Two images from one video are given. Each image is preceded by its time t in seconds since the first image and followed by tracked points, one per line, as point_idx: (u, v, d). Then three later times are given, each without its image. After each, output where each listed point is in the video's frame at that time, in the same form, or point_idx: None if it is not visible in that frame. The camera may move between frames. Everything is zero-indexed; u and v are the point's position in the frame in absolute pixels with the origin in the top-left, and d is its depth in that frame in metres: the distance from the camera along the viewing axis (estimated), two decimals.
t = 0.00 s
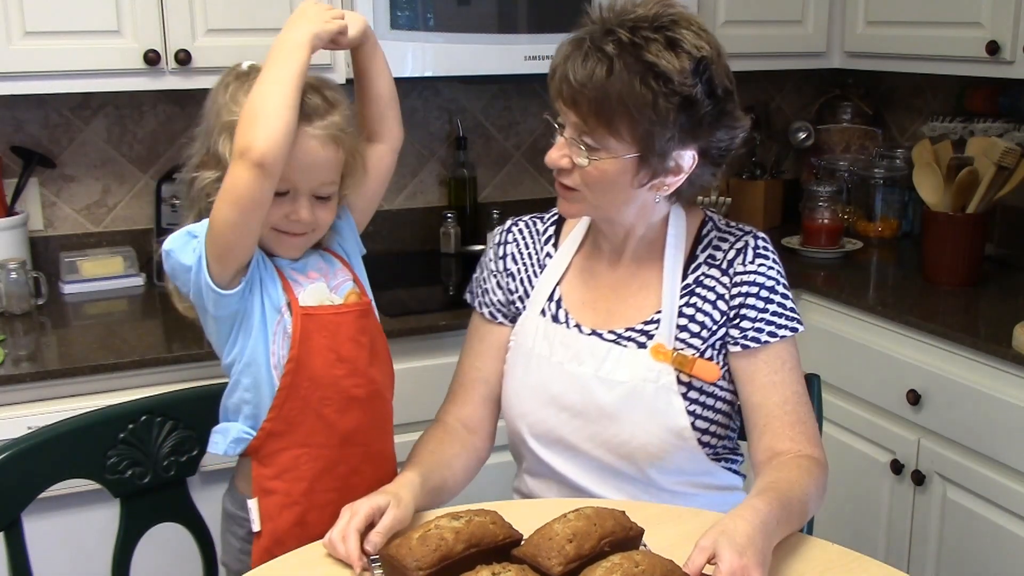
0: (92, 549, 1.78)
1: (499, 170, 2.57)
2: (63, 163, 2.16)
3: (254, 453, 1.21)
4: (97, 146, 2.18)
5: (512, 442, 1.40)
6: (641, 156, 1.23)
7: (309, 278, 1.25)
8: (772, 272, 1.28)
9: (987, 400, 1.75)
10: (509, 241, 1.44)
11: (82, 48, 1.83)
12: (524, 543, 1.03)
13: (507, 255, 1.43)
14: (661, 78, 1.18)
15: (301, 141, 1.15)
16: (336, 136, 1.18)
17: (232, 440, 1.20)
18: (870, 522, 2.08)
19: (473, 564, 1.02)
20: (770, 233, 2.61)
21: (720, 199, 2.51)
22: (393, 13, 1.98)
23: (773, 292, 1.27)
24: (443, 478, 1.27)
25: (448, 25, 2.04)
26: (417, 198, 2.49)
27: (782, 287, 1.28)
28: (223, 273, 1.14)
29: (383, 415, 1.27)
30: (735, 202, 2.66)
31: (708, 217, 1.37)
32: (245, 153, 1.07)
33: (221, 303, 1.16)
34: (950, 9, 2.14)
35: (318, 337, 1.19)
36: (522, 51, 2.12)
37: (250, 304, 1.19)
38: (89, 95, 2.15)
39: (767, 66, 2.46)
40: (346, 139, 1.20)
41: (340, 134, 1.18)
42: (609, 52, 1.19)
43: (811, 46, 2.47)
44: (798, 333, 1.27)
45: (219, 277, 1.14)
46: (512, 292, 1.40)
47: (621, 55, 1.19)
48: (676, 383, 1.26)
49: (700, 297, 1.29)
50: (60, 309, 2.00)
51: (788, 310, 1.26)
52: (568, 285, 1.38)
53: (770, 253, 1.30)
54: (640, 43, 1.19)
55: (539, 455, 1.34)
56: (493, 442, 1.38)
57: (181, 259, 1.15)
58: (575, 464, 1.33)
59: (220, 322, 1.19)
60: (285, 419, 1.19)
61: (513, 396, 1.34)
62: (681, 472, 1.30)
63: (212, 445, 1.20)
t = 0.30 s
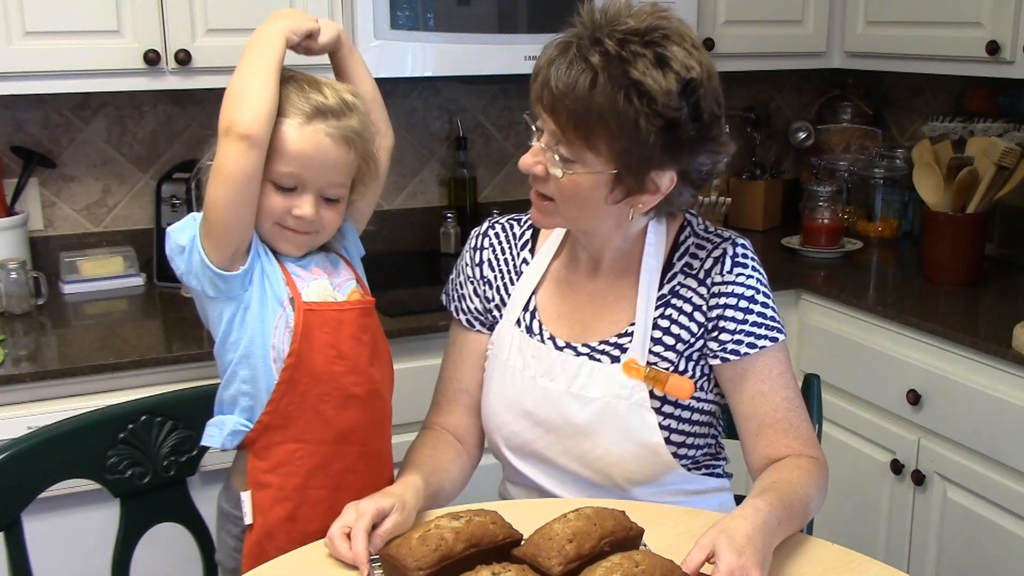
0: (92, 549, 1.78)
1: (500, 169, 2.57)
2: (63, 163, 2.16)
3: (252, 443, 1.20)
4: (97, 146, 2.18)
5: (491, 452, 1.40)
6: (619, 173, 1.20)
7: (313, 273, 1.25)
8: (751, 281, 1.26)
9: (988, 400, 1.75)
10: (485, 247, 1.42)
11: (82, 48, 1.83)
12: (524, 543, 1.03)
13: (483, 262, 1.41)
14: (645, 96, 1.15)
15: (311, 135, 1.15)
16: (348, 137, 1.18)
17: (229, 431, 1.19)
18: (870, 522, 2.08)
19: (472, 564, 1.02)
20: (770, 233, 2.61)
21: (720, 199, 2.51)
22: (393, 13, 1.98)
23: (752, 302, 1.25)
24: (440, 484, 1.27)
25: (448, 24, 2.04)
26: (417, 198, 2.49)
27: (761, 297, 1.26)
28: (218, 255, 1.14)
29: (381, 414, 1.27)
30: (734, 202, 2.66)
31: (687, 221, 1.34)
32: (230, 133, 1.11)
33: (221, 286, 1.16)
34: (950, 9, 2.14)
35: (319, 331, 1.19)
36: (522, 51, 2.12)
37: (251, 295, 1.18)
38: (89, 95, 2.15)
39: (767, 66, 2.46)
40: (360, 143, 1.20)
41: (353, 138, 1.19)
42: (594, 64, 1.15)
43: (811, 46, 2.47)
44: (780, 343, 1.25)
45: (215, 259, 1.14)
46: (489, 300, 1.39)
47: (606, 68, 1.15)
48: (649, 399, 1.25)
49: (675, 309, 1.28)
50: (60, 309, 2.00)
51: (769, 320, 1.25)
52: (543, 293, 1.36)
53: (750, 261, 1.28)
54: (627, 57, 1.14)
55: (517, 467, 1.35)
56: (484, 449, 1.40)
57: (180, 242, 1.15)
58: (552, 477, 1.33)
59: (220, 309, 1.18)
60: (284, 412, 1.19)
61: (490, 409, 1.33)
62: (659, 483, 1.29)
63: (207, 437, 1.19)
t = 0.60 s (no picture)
0: (92, 549, 1.78)
1: (499, 169, 2.57)
2: (62, 163, 2.16)
3: (254, 445, 1.20)
4: (97, 146, 2.18)
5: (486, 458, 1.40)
6: (604, 184, 1.20)
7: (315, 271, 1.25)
8: (743, 286, 1.26)
9: (988, 400, 1.75)
10: (475, 252, 1.40)
11: (82, 48, 1.83)
12: (526, 543, 1.03)
13: (473, 268, 1.39)
14: (631, 108, 1.14)
15: (321, 149, 1.15)
16: (357, 148, 1.18)
17: (232, 433, 1.19)
18: (871, 522, 2.08)
19: (474, 564, 1.02)
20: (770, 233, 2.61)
21: (720, 199, 2.51)
22: (393, 12, 1.98)
23: (745, 306, 1.25)
24: (439, 486, 1.27)
25: (448, 24, 2.04)
26: (417, 198, 2.49)
27: (754, 301, 1.26)
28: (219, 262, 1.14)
29: (383, 414, 1.27)
30: (734, 202, 2.66)
31: (677, 224, 1.33)
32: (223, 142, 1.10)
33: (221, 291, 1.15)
34: (950, 9, 2.14)
35: (320, 331, 1.18)
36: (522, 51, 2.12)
37: (251, 298, 1.18)
38: (89, 95, 2.14)
39: (766, 66, 2.46)
40: (370, 154, 1.20)
41: (363, 148, 1.19)
42: (580, 75, 1.15)
43: (811, 46, 2.47)
44: (773, 346, 1.25)
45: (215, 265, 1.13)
46: (480, 308, 1.38)
47: (591, 78, 1.14)
48: (641, 408, 1.25)
49: (667, 315, 1.28)
50: (60, 309, 1.99)
51: (761, 324, 1.25)
52: (535, 299, 1.35)
53: (741, 264, 1.28)
54: (613, 68, 1.14)
55: (512, 475, 1.35)
56: (481, 456, 1.40)
57: (180, 247, 1.15)
58: (546, 484, 1.33)
59: (220, 311, 1.18)
60: (287, 413, 1.19)
61: (484, 416, 1.33)
62: (656, 489, 1.30)
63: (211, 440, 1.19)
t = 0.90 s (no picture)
0: (92, 549, 1.78)
1: (500, 169, 2.57)
2: (63, 163, 2.16)
3: (268, 441, 1.20)
4: (97, 146, 2.18)
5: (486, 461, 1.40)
6: (601, 188, 1.20)
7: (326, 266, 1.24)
8: (742, 288, 1.26)
9: (988, 400, 1.75)
10: (473, 255, 1.40)
11: (81, 48, 1.83)
12: (526, 544, 1.03)
13: (471, 271, 1.39)
14: (628, 113, 1.14)
15: (328, 152, 1.15)
16: (364, 147, 1.18)
17: (246, 430, 1.18)
18: (871, 522, 2.08)
19: (474, 565, 1.02)
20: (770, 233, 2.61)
21: (720, 199, 2.51)
22: (393, 13, 1.98)
23: (744, 309, 1.25)
24: (439, 487, 1.27)
25: (448, 25, 2.04)
26: (417, 198, 2.49)
27: (752, 303, 1.26)
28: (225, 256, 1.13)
29: (392, 409, 1.27)
30: (734, 202, 2.66)
31: (676, 226, 1.33)
32: (200, 140, 1.10)
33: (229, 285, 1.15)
34: (950, 9, 2.14)
35: (335, 327, 1.20)
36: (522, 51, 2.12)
37: (262, 293, 1.17)
38: (89, 95, 2.14)
39: (766, 66, 2.46)
40: (376, 149, 1.20)
41: (369, 144, 1.19)
42: (576, 79, 1.15)
43: (811, 45, 2.47)
44: (772, 348, 1.25)
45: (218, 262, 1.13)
46: (478, 311, 1.38)
47: (589, 82, 1.14)
48: (640, 412, 1.25)
49: (665, 318, 1.28)
50: (60, 309, 1.99)
51: (760, 326, 1.25)
52: (533, 303, 1.35)
53: (739, 266, 1.28)
54: (610, 73, 1.14)
55: (511, 478, 1.35)
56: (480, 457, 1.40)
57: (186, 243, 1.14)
58: (546, 488, 1.33)
59: (230, 307, 1.17)
60: (300, 409, 1.20)
61: (483, 420, 1.33)
62: (655, 491, 1.30)
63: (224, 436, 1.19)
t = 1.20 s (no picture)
0: (92, 549, 1.78)
1: (500, 169, 2.57)
2: (63, 163, 2.16)
3: (290, 441, 1.20)
4: (97, 146, 2.18)
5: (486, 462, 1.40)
6: (602, 187, 1.20)
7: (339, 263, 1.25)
8: (741, 288, 1.26)
9: (988, 400, 1.75)
10: (472, 256, 1.40)
11: (81, 48, 1.83)
12: (526, 544, 1.03)
13: (470, 272, 1.39)
14: (630, 112, 1.14)
15: (337, 162, 1.15)
16: (370, 147, 1.18)
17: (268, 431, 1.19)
18: (870, 522, 2.08)
19: (474, 565, 1.02)
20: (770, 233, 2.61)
21: (720, 199, 2.51)
22: (393, 12, 1.98)
23: (743, 308, 1.25)
24: (440, 488, 1.27)
25: (448, 25, 2.04)
26: (417, 197, 2.49)
27: (752, 303, 1.26)
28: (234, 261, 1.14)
29: (405, 407, 1.28)
30: (735, 202, 2.66)
31: (675, 226, 1.33)
32: (173, 155, 1.09)
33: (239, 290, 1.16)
34: (950, 9, 2.14)
35: (355, 325, 1.20)
36: (522, 51, 2.12)
37: (274, 293, 1.18)
38: (89, 95, 2.14)
39: (766, 66, 2.46)
40: (381, 148, 1.19)
41: (374, 143, 1.18)
42: (578, 78, 1.15)
43: (811, 45, 2.47)
44: (771, 348, 1.25)
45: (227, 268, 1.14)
46: (478, 312, 1.37)
47: (590, 81, 1.14)
48: (640, 412, 1.25)
49: (665, 318, 1.28)
50: (60, 309, 1.99)
51: (760, 326, 1.25)
52: (533, 304, 1.35)
53: (739, 266, 1.28)
54: (612, 72, 1.14)
55: (511, 479, 1.35)
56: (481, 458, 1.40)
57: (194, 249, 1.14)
58: (546, 488, 1.33)
59: (241, 309, 1.17)
60: (320, 406, 1.20)
61: (483, 421, 1.33)
62: (655, 491, 1.30)
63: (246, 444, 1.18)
